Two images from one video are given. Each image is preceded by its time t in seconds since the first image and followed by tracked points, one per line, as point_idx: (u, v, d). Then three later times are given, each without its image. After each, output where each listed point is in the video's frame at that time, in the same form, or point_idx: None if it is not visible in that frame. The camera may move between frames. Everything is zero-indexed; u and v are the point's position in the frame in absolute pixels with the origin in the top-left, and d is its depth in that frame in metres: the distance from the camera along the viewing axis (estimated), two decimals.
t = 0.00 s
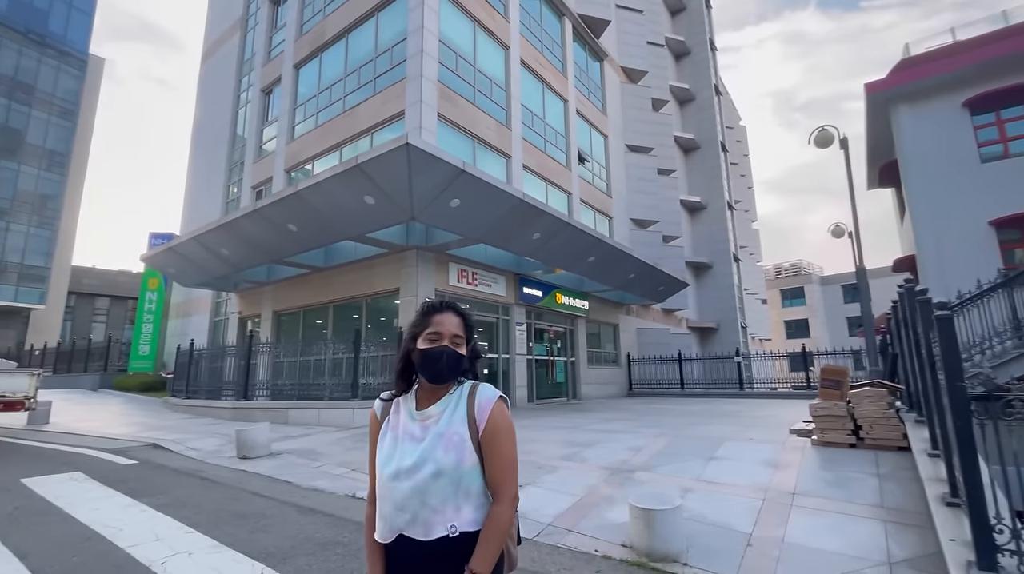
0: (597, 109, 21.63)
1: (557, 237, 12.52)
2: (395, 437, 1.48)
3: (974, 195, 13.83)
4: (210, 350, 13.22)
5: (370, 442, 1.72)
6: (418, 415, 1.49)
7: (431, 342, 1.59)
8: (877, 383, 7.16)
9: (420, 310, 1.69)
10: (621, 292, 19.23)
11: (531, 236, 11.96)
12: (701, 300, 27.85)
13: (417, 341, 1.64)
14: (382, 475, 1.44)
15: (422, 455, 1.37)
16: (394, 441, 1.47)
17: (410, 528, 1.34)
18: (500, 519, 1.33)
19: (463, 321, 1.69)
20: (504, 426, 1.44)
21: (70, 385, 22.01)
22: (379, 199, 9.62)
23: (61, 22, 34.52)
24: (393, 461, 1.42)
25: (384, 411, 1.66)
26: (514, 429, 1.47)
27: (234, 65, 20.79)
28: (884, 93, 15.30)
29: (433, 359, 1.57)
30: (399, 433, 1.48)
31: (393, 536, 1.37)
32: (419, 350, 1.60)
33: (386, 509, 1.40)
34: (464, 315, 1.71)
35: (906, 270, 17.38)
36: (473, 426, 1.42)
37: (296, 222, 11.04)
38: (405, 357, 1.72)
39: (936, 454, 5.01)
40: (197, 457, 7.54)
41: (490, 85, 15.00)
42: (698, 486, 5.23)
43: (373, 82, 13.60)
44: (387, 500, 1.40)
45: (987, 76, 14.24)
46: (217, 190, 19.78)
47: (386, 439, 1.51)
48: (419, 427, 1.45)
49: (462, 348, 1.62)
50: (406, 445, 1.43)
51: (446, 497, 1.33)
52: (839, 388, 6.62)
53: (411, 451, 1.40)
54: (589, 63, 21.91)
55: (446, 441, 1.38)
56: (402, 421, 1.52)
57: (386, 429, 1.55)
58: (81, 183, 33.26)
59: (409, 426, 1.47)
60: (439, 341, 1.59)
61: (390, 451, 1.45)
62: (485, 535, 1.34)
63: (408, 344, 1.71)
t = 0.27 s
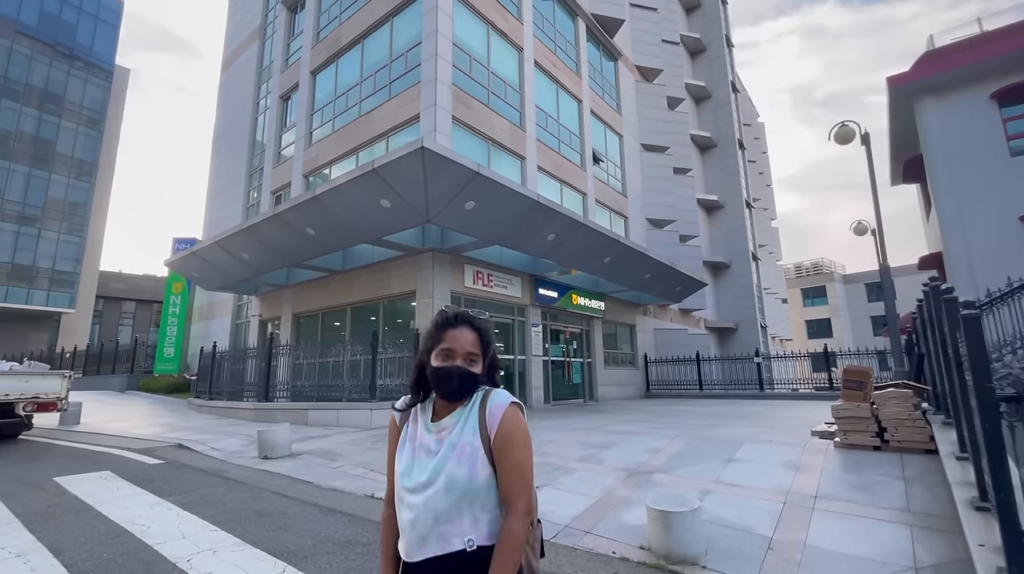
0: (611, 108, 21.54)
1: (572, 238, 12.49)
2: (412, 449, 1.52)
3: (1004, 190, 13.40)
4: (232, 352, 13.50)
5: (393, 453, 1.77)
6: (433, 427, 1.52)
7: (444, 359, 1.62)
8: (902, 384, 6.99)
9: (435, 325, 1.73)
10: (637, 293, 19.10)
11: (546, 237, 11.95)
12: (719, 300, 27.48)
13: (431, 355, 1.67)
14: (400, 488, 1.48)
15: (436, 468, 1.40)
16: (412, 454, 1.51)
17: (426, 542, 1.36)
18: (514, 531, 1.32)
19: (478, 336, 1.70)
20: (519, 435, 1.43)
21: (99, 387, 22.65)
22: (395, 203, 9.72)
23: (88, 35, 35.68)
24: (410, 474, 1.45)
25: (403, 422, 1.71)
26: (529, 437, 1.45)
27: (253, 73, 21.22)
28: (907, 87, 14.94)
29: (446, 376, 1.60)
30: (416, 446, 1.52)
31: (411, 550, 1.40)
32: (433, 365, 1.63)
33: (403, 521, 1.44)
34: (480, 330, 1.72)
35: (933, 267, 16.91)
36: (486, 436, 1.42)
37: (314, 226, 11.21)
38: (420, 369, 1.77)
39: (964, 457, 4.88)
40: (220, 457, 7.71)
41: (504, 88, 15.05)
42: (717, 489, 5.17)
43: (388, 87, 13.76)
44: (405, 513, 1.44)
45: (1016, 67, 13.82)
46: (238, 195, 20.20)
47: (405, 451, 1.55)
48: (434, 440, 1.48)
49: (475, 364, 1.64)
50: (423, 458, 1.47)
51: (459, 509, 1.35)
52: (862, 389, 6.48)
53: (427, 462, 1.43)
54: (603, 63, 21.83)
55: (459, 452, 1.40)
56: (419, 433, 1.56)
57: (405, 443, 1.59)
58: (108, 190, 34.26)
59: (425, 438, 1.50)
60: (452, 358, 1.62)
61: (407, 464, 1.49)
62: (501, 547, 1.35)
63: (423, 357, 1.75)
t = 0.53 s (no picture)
0: (619, 110, 21.51)
1: (581, 240, 12.48)
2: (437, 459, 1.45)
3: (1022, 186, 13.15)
4: (244, 355, 13.65)
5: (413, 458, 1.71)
6: (463, 436, 1.46)
7: (476, 366, 1.58)
8: (917, 386, 6.89)
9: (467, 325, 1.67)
10: (647, 294, 19.04)
11: (554, 239, 11.95)
12: (730, 301, 27.26)
13: (462, 359, 1.63)
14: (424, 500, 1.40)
15: (467, 481, 1.32)
16: (439, 464, 1.44)
17: (451, 561, 1.29)
18: (551, 563, 1.27)
19: (513, 340, 1.62)
20: (560, 454, 1.37)
21: (115, 391, 23.02)
22: (404, 207, 9.79)
23: (104, 44, 36.43)
24: (436, 488, 1.38)
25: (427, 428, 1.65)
26: (569, 459, 1.39)
27: (264, 79, 21.50)
28: (921, 84, 14.73)
29: (478, 383, 1.56)
30: (442, 456, 1.45)
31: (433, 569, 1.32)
32: (465, 371, 1.60)
33: (426, 536, 1.36)
34: (515, 333, 1.65)
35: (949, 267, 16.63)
36: (525, 453, 1.35)
37: (324, 231, 11.31)
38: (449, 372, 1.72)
39: (982, 460, 4.80)
40: (233, 459, 7.81)
41: (512, 91, 15.09)
42: (729, 492, 5.12)
43: (397, 92, 13.87)
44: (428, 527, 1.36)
45: None
46: (250, 201, 20.45)
47: (429, 460, 1.48)
48: (464, 451, 1.41)
49: (510, 371, 1.58)
50: (451, 468, 1.40)
51: (491, 530, 1.27)
52: (875, 391, 6.37)
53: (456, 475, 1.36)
54: (611, 64, 21.82)
55: (492, 467, 1.33)
56: (446, 442, 1.49)
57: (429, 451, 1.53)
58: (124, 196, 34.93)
59: (455, 449, 1.43)
60: (484, 366, 1.57)
61: (434, 474, 1.42)
62: None
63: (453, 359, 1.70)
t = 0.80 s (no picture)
0: (622, 112, 21.53)
1: (584, 242, 12.46)
2: (459, 460, 1.24)
3: None
4: (249, 360, 13.72)
5: (415, 470, 1.43)
6: (493, 431, 1.29)
7: (496, 349, 1.51)
8: (924, 388, 6.82)
9: (482, 312, 1.61)
10: (651, 297, 18.99)
11: (558, 242, 11.94)
12: (734, 303, 27.15)
13: (480, 346, 1.55)
14: (447, 506, 1.17)
15: (507, 477, 1.14)
16: (464, 464, 1.22)
17: None
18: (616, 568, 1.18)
19: (532, 321, 1.58)
20: (602, 452, 1.28)
21: (122, 396, 23.17)
22: (407, 211, 9.83)
23: (111, 52, 36.84)
24: (465, 489, 1.15)
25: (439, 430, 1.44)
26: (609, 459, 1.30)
27: (268, 85, 21.66)
28: (925, 84, 14.66)
29: (499, 365, 1.48)
30: (469, 455, 1.24)
31: None
32: (484, 357, 1.52)
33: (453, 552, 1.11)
34: (533, 314, 1.60)
35: (956, 267, 16.49)
36: (568, 449, 1.25)
37: (328, 235, 11.36)
38: (464, 368, 1.61)
39: (991, 463, 4.75)
40: (238, 463, 7.83)
41: (515, 94, 15.14)
42: (734, 495, 5.09)
43: (400, 96, 13.94)
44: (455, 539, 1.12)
45: None
46: (255, 206, 20.57)
47: (449, 461, 1.26)
48: (497, 447, 1.22)
49: (532, 352, 1.52)
50: (480, 467, 1.19)
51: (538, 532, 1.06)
52: (884, 393, 6.24)
53: (490, 472, 1.16)
54: (614, 67, 21.85)
55: (536, 463, 1.17)
56: (469, 439, 1.30)
57: (446, 452, 1.31)
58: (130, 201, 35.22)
59: (483, 445, 1.25)
60: (505, 348, 1.50)
61: (458, 474, 1.20)
62: None
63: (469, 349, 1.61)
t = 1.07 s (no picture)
0: (621, 116, 21.58)
1: (584, 246, 12.46)
2: (478, 482, 1.20)
3: None
4: (249, 365, 13.69)
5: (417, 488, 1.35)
6: (511, 447, 1.26)
7: (504, 354, 1.43)
8: (926, 390, 6.80)
9: (484, 313, 1.52)
10: (651, 300, 18.99)
11: (557, 246, 11.95)
12: (735, 306, 27.12)
13: (485, 350, 1.47)
14: (471, 533, 1.13)
15: (535, 504, 1.13)
16: (483, 485, 1.19)
17: None
18: None
19: (540, 317, 1.50)
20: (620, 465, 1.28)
21: (121, 401, 23.12)
22: (407, 215, 9.84)
23: (112, 58, 36.96)
24: (493, 515, 1.14)
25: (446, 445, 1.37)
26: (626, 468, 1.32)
27: (268, 90, 21.72)
28: (923, 87, 14.71)
29: (510, 371, 1.41)
30: (489, 475, 1.20)
31: None
32: (491, 362, 1.44)
33: None
34: (539, 309, 1.53)
35: (956, 269, 16.48)
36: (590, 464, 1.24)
37: (328, 240, 11.36)
38: (468, 372, 1.53)
39: (993, 465, 4.73)
40: (237, 469, 7.80)
41: (514, 98, 15.17)
42: (735, 499, 5.06)
43: (399, 101, 13.97)
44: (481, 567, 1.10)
45: None
46: (254, 211, 20.58)
47: (467, 483, 1.22)
48: (518, 467, 1.20)
49: (544, 351, 1.45)
50: (503, 490, 1.17)
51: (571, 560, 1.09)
52: (884, 396, 6.24)
53: (517, 496, 1.14)
54: (612, 71, 21.92)
55: (563, 484, 1.16)
56: (484, 457, 1.26)
57: (460, 471, 1.26)
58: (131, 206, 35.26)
59: (503, 464, 1.21)
60: (513, 352, 1.43)
61: (481, 498, 1.17)
62: None
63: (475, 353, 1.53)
